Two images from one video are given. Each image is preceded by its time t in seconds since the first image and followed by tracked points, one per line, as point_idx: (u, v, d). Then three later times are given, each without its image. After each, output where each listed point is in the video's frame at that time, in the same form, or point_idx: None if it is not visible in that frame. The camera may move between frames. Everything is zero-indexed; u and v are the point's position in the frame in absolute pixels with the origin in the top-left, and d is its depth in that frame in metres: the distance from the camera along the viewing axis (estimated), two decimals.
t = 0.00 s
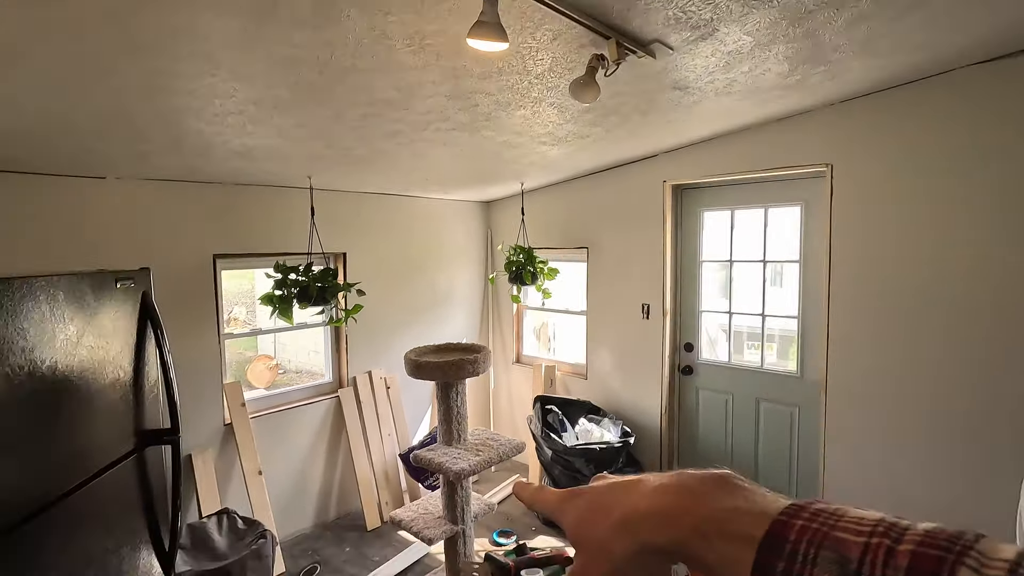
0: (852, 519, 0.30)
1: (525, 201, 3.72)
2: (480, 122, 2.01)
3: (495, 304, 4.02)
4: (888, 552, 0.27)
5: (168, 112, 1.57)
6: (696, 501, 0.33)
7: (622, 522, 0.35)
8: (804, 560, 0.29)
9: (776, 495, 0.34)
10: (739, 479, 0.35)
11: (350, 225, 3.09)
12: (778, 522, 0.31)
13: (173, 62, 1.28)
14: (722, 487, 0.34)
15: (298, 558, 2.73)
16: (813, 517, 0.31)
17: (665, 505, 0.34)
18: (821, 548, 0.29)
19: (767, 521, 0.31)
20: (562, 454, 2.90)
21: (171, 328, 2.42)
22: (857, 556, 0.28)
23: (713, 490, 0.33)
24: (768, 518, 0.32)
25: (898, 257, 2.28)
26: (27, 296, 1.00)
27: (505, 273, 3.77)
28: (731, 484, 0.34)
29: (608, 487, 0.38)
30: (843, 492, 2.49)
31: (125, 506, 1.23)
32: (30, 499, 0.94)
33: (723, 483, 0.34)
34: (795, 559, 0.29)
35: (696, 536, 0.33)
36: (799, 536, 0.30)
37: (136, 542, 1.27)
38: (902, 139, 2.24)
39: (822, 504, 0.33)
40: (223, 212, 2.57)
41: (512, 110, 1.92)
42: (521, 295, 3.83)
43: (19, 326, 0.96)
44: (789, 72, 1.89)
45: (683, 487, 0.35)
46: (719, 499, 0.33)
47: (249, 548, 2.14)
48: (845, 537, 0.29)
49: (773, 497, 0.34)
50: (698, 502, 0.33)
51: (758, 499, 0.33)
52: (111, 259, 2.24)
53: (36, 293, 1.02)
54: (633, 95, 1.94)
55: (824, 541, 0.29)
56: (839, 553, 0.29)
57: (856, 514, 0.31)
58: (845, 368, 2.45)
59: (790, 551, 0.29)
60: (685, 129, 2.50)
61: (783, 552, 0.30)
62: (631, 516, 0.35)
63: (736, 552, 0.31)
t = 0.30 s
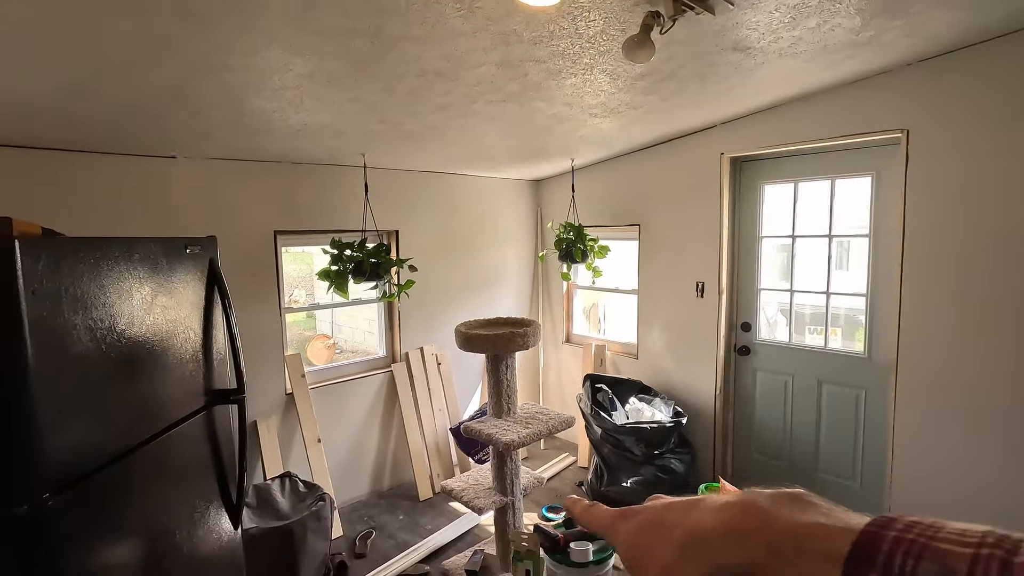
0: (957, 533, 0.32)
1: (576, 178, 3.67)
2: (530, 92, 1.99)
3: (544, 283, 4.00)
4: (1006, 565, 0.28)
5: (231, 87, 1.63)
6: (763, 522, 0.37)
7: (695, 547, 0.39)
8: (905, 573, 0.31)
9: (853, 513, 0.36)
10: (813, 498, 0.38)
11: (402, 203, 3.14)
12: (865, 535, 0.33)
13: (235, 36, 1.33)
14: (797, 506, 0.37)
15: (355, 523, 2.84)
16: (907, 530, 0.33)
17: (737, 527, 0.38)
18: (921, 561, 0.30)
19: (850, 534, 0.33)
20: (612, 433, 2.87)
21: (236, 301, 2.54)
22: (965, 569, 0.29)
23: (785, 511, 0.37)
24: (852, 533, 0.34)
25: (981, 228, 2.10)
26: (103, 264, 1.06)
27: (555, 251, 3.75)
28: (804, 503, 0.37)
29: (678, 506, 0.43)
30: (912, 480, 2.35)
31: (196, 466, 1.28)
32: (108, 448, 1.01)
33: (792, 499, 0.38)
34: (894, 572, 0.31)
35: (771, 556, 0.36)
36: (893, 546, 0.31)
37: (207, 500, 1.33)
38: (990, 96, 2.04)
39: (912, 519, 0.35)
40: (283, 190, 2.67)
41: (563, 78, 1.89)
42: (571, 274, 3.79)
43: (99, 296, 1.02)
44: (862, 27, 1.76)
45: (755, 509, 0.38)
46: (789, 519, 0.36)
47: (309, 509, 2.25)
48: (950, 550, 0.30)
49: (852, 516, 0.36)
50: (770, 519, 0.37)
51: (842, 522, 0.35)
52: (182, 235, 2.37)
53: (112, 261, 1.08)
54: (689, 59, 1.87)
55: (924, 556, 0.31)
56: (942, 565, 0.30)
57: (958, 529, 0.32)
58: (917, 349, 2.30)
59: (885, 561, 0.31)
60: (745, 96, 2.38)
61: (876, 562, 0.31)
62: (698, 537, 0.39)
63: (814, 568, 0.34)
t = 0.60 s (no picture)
0: (973, 513, 0.32)
1: (590, 167, 3.65)
2: (544, 79, 1.98)
3: (558, 272, 4.00)
4: None
5: (248, 77, 1.65)
6: (783, 501, 0.37)
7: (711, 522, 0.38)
8: (922, 550, 0.31)
9: (870, 496, 0.37)
10: (830, 480, 0.39)
11: (417, 192, 3.15)
12: (883, 514, 0.33)
13: (252, 26, 1.34)
14: (815, 486, 0.37)
15: (371, 507, 2.89)
16: (924, 511, 0.33)
17: (756, 505, 0.38)
18: (938, 539, 0.31)
19: (868, 513, 0.34)
20: (625, 422, 2.87)
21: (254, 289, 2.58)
22: (981, 547, 0.30)
23: (803, 491, 0.37)
24: (870, 513, 0.34)
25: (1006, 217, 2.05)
26: (127, 253, 1.09)
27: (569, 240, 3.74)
28: (822, 484, 0.38)
29: (694, 481, 0.42)
30: (929, 473, 2.32)
31: (216, 449, 1.32)
32: (132, 430, 1.04)
33: (809, 480, 0.39)
34: (911, 550, 0.31)
35: (790, 537, 0.36)
36: (910, 526, 0.32)
37: (227, 483, 1.36)
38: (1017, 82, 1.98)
39: (928, 500, 0.35)
40: (299, 179, 2.70)
41: (577, 66, 1.88)
42: (585, 264, 3.79)
43: (121, 283, 1.05)
44: (884, 11, 1.72)
45: (775, 489, 0.38)
46: (808, 499, 0.36)
47: (326, 493, 2.29)
48: (966, 528, 0.31)
49: (869, 499, 0.36)
50: (788, 499, 0.37)
51: (860, 503, 0.36)
52: (201, 224, 2.41)
53: (134, 249, 1.11)
54: (706, 45, 1.84)
55: (941, 535, 0.31)
56: (959, 543, 0.30)
57: (975, 510, 0.33)
58: (936, 341, 2.26)
59: (903, 539, 0.32)
60: (763, 82, 2.35)
61: (893, 541, 0.32)
62: (716, 512, 0.38)
63: (832, 548, 0.34)
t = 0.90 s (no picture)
0: (985, 490, 0.33)
1: (595, 162, 3.63)
2: (548, 74, 1.97)
3: (563, 268, 3.99)
4: None
5: (252, 73, 1.66)
6: (789, 482, 0.37)
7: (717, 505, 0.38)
8: (933, 528, 0.32)
9: (877, 474, 0.38)
10: (837, 459, 0.39)
11: (422, 188, 3.16)
12: (893, 492, 0.34)
13: (255, 21, 1.34)
14: (823, 467, 0.37)
15: (375, 502, 2.91)
16: (934, 488, 0.34)
17: (762, 487, 0.37)
18: (950, 517, 0.32)
19: (877, 491, 0.35)
20: (629, 418, 2.87)
21: (260, 283, 2.60)
22: (994, 526, 0.30)
23: (810, 472, 0.37)
24: (878, 491, 0.34)
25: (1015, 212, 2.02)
26: (131, 246, 1.09)
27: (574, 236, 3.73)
28: (829, 465, 0.38)
29: (698, 462, 0.41)
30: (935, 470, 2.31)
31: (221, 442, 1.33)
32: (137, 423, 1.05)
33: (816, 460, 0.39)
34: (922, 529, 0.32)
35: (797, 517, 0.36)
36: (921, 505, 0.33)
37: (232, 476, 1.37)
38: None
39: (936, 476, 0.36)
40: (304, 174, 2.70)
41: (582, 60, 1.87)
42: (590, 259, 3.78)
43: (126, 276, 1.05)
44: (892, 3, 1.70)
45: (781, 469, 0.38)
46: (815, 479, 0.36)
47: (331, 487, 2.30)
48: (978, 506, 0.32)
49: (877, 476, 0.37)
50: (795, 480, 0.37)
51: (869, 482, 0.36)
52: (206, 219, 2.42)
53: (140, 243, 1.12)
54: (712, 38, 1.83)
55: (952, 512, 0.32)
56: (971, 521, 0.31)
57: (986, 486, 0.34)
58: (944, 337, 2.24)
59: (913, 518, 0.32)
60: (769, 76, 2.33)
61: (903, 520, 0.33)
62: (721, 495, 0.38)
63: (840, 528, 0.34)
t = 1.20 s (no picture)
0: (993, 457, 0.32)
1: (600, 158, 3.62)
2: (553, 71, 1.97)
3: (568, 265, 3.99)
4: None
5: (257, 71, 1.66)
6: (789, 450, 0.37)
7: (716, 475, 0.38)
8: (938, 497, 0.31)
9: (884, 441, 0.37)
10: (841, 426, 0.39)
11: (426, 185, 3.16)
12: (897, 460, 0.33)
13: (260, 18, 1.34)
14: (824, 435, 0.37)
15: (381, 498, 2.92)
16: (940, 455, 0.33)
17: (762, 456, 0.37)
18: (956, 484, 0.31)
19: (882, 458, 0.34)
20: (634, 415, 2.87)
21: (265, 280, 2.61)
22: (1002, 493, 0.29)
23: (811, 439, 0.37)
24: (883, 458, 0.34)
25: None
26: (138, 245, 1.10)
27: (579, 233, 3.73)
28: (831, 433, 0.37)
29: (698, 436, 0.42)
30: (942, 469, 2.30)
31: (227, 438, 1.33)
32: (144, 418, 1.06)
33: (819, 428, 0.38)
34: (927, 497, 0.31)
35: (798, 484, 0.36)
36: (926, 473, 0.32)
37: (238, 472, 1.38)
38: None
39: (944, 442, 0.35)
40: (309, 172, 2.71)
41: (586, 56, 1.86)
42: (595, 257, 3.78)
43: (133, 274, 1.06)
44: None
45: (782, 437, 0.38)
46: (816, 446, 0.36)
47: (337, 482, 2.33)
48: (985, 472, 0.30)
49: (882, 444, 0.36)
50: (795, 447, 0.37)
51: (873, 450, 0.35)
52: (212, 216, 2.43)
53: (146, 241, 1.12)
54: (717, 34, 1.82)
55: (959, 479, 0.31)
56: (978, 489, 0.30)
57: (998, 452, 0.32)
58: (951, 336, 2.23)
59: (917, 486, 0.32)
60: (775, 72, 2.31)
61: (907, 487, 0.32)
62: (720, 466, 0.38)
63: (843, 495, 0.34)
